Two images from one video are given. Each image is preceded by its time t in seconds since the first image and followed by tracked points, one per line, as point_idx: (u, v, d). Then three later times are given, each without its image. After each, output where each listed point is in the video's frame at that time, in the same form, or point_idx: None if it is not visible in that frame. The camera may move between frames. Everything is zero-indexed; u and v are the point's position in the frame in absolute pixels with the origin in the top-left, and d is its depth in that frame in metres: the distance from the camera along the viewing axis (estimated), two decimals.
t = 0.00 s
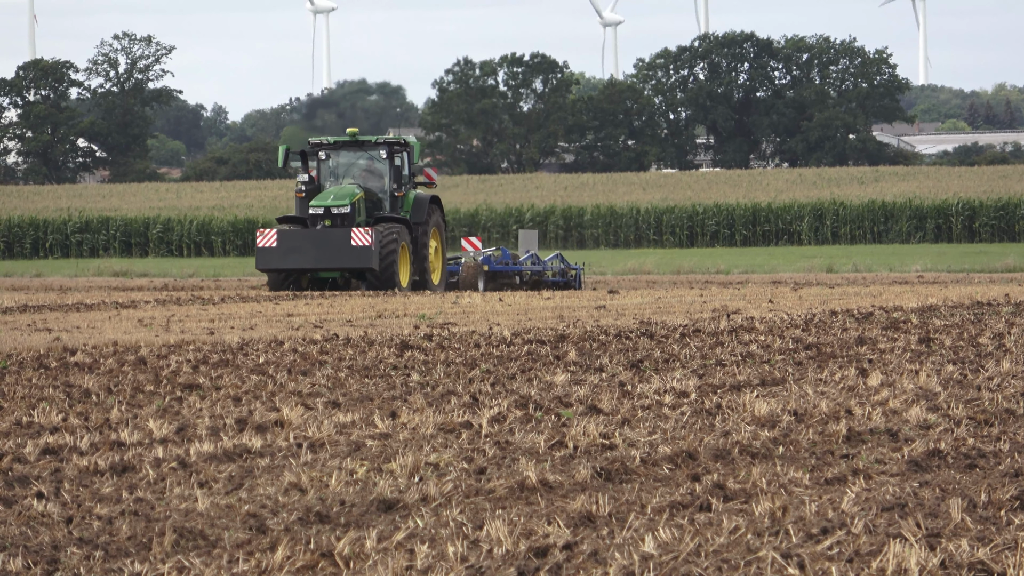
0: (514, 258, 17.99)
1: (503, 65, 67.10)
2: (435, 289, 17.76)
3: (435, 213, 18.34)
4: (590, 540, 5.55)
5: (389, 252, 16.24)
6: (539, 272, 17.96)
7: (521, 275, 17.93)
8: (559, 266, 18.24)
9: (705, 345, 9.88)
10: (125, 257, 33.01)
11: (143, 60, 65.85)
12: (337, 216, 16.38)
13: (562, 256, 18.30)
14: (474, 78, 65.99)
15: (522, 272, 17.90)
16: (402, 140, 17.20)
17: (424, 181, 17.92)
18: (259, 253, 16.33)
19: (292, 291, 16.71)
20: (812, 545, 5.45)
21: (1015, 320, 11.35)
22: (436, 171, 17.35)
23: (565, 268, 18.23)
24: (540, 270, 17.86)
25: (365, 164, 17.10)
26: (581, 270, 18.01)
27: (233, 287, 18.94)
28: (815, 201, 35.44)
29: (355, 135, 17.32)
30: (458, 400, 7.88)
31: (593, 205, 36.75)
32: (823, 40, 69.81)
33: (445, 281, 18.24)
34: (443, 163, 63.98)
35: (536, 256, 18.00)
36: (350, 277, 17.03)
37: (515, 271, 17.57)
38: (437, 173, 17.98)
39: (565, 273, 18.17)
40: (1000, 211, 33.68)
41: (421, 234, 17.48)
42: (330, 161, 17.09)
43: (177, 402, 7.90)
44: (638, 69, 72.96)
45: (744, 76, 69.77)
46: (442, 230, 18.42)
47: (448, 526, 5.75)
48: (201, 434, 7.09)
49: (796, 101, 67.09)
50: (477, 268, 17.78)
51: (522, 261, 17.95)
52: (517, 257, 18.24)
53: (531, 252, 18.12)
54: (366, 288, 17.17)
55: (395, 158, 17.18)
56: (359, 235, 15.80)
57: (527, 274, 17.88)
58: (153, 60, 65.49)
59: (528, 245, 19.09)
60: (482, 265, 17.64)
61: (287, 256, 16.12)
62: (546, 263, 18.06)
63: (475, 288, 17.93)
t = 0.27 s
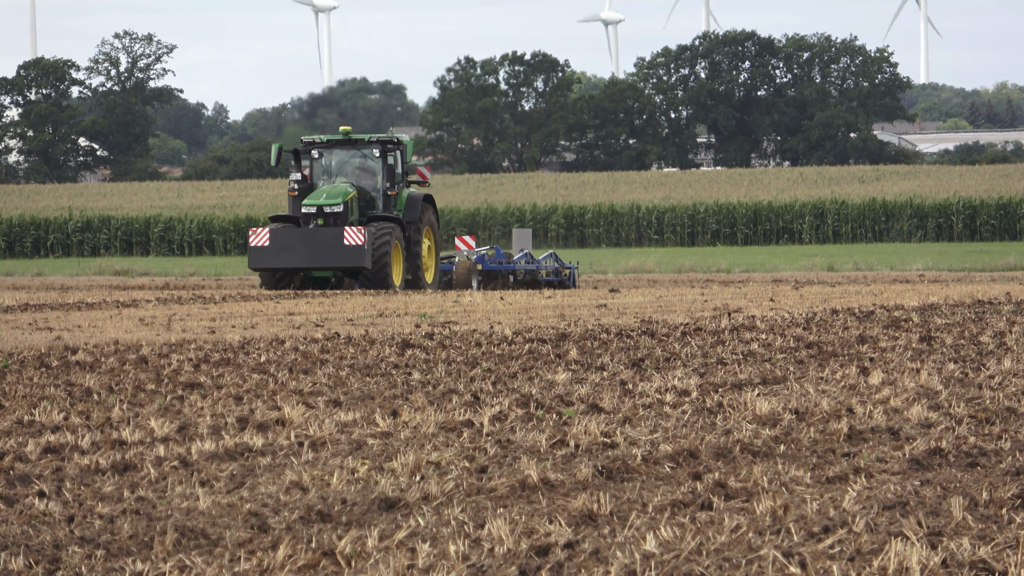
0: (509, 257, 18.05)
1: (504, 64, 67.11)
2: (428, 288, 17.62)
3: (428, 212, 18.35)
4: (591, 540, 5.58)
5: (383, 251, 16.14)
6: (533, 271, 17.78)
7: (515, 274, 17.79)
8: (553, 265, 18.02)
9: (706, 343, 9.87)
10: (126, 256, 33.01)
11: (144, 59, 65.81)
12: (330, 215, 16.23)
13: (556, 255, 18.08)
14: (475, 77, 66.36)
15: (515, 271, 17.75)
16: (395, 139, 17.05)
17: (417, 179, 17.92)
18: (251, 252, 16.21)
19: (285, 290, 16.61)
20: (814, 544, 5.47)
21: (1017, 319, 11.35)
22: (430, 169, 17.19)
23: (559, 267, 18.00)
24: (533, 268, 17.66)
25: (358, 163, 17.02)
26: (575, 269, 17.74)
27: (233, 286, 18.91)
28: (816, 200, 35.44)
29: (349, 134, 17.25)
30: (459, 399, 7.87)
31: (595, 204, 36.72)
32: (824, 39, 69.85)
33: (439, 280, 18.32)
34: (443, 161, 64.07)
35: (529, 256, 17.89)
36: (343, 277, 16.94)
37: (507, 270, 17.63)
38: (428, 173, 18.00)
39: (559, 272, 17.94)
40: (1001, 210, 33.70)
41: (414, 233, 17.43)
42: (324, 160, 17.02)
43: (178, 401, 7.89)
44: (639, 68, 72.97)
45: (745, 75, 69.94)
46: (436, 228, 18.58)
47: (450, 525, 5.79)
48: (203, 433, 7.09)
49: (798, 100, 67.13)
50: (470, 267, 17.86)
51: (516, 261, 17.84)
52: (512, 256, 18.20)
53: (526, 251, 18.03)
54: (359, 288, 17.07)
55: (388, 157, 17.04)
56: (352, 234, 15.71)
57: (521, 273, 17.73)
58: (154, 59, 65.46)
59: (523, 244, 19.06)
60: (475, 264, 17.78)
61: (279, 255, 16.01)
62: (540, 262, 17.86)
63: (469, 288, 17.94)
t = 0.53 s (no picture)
0: (504, 255, 18.04)
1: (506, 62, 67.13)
2: (423, 285, 17.68)
3: (423, 209, 18.31)
4: (592, 538, 5.59)
5: (377, 249, 16.11)
6: (529, 269, 17.93)
7: (511, 272, 17.99)
8: (549, 263, 18.15)
9: (708, 341, 9.87)
10: (128, 253, 33.02)
11: (146, 57, 65.57)
12: (324, 213, 16.28)
13: (552, 252, 18.22)
14: (478, 74, 66.11)
15: (511, 269, 17.90)
16: (390, 136, 16.98)
17: (412, 178, 17.84)
18: (245, 250, 16.22)
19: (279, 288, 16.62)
20: (815, 542, 5.48)
21: (1018, 316, 11.37)
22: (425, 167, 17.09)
23: (555, 265, 18.13)
24: (529, 267, 17.78)
25: (354, 160, 16.95)
26: (571, 268, 17.87)
27: (235, 284, 18.91)
28: (819, 197, 35.44)
29: (344, 131, 17.19)
30: (461, 397, 7.87)
31: (596, 201, 36.69)
32: (826, 37, 69.86)
33: (434, 278, 18.23)
34: (444, 159, 63.26)
35: (525, 254, 18.00)
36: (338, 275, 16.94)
37: (503, 268, 17.57)
38: (425, 169, 17.98)
39: (555, 270, 18.06)
40: (1003, 208, 33.74)
41: (409, 231, 17.39)
42: (318, 157, 16.95)
43: (180, 398, 7.89)
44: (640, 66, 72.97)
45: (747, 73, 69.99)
46: (430, 227, 18.41)
47: (451, 523, 5.81)
48: (204, 431, 7.08)
49: (799, 98, 67.14)
50: (464, 265, 17.76)
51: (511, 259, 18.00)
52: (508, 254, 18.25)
53: (521, 249, 18.12)
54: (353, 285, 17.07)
55: (383, 154, 16.97)
56: (346, 232, 15.70)
57: (516, 271, 17.90)
58: (156, 56, 65.36)
59: (517, 241, 19.31)
60: (470, 262, 17.68)
61: (273, 253, 16.02)
62: (536, 260, 18.00)
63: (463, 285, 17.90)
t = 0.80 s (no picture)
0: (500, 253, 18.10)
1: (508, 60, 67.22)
2: (417, 283, 17.56)
3: (417, 207, 18.24)
4: (594, 536, 5.60)
5: (372, 247, 16.08)
6: (524, 267, 17.94)
7: (506, 271, 17.96)
8: (544, 261, 18.07)
9: (709, 339, 9.87)
10: (129, 252, 33.04)
11: (147, 55, 65.82)
12: (318, 211, 16.16)
13: (548, 251, 18.12)
14: (479, 73, 66.67)
15: (506, 268, 17.91)
16: (385, 133, 16.92)
17: (406, 175, 17.61)
18: (239, 248, 16.14)
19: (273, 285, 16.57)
20: (817, 540, 5.48)
21: (1018, 315, 11.38)
22: (417, 167, 16.99)
23: (550, 263, 18.06)
24: (524, 265, 17.86)
25: (348, 158, 16.90)
26: (565, 266, 17.84)
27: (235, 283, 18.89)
28: (820, 196, 35.42)
29: (338, 129, 17.14)
30: (462, 395, 7.86)
31: (597, 200, 36.67)
32: (827, 35, 69.85)
33: (429, 276, 18.18)
34: (445, 157, 63.56)
35: (520, 251, 17.95)
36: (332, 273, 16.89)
37: (497, 265, 17.74)
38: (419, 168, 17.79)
39: (550, 269, 18.03)
40: (1003, 206, 33.77)
41: (403, 229, 17.37)
42: (312, 155, 16.91)
43: (181, 397, 7.88)
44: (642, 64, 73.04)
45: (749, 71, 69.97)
46: (425, 223, 18.37)
47: (453, 521, 5.82)
48: (206, 429, 7.08)
49: (801, 96, 67.10)
50: (459, 263, 17.83)
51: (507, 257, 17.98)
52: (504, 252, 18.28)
53: (516, 247, 18.10)
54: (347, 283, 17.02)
55: (377, 152, 16.93)
56: (341, 230, 15.67)
57: (511, 270, 17.89)
58: (158, 55, 65.49)
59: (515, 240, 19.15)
60: (465, 260, 17.79)
61: (267, 251, 15.95)
62: (530, 259, 17.97)
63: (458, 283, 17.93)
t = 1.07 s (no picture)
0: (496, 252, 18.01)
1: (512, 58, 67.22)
2: (412, 282, 17.65)
3: (412, 205, 18.24)
4: (597, 535, 5.60)
5: (367, 244, 16.08)
6: (521, 266, 17.85)
7: (502, 268, 17.89)
8: (541, 260, 18.18)
9: (713, 338, 9.86)
10: (133, 251, 33.02)
11: (151, 53, 65.72)
12: (314, 209, 16.19)
13: (544, 250, 18.22)
14: (483, 70, 66.56)
15: (503, 266, 17.84)
16: (381, 132, 16.93)
17: (403, 172, 17.47)
18: (233, 246, 16.07)
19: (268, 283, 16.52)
20: (821, 539, 5.48)
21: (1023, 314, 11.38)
22: (413, 161, 16.88)
23: (547, 262, 18.18)
24: (522, 262, 17.73)
25: (343, 156, 16.91)
26: (562, 264, 17.93)
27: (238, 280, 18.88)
28: (824, 194, 35.36)
29: (334, 127, 17.14)
30: (466, 393, 7.85)
31: (602, 198, 36.66)
32: (831, 33, 69.75)
33: (425, 274, 18.23)
34: (450, 155, 63.84)
35: (517, 250, 17.90)
36: (327, 271, 16.87)
37: (495, 264, 17.54)
38: (415, 165, 17.63)
39: (547, 267, 18.13)
40: (1008, 204, 33.75)
41: (398, 227, 17.39)
42: (307, 154, 16.91)
43: (184, 395, 7.87)
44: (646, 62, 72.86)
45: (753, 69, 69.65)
46: (420, 223, 18.51)
47: (457, 520, 5.83)
48: (209, 428, 7.07)
49: (805, 94, 66.79)
50: (456, 260, 17.44)
51: (503, 256, 17.91)
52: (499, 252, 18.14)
53: (513, 246, 18.02)
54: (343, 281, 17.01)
55: (373, 150, 16.94)
56: (336, 228, 15.65)
57: (508, 268, 17.78)
58: (161, 52, 65.39)
59: (510, 238, 19.15)
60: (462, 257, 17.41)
61: (262, 249, 15.89)
62: (528, 257, 17.93)
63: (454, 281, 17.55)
